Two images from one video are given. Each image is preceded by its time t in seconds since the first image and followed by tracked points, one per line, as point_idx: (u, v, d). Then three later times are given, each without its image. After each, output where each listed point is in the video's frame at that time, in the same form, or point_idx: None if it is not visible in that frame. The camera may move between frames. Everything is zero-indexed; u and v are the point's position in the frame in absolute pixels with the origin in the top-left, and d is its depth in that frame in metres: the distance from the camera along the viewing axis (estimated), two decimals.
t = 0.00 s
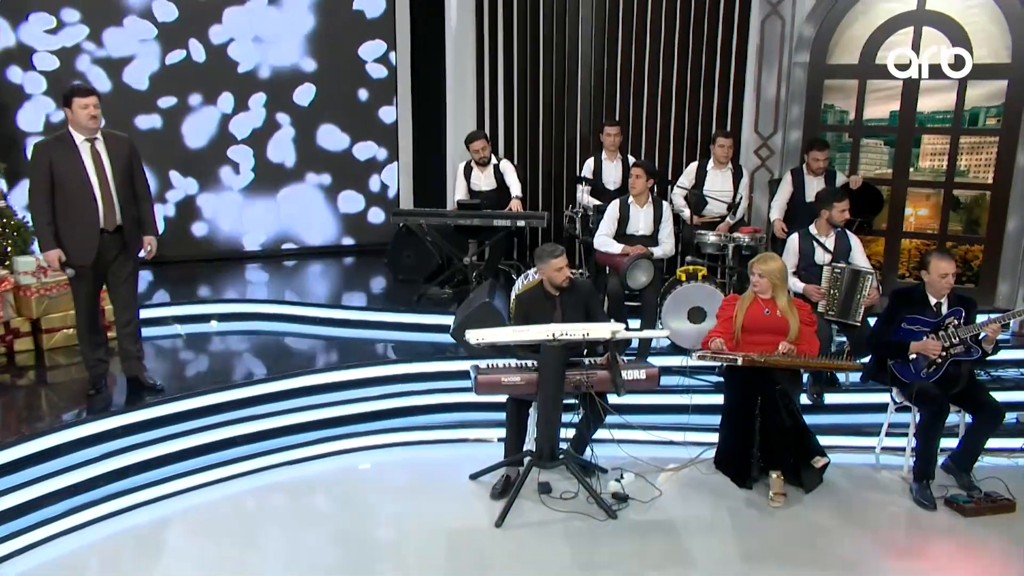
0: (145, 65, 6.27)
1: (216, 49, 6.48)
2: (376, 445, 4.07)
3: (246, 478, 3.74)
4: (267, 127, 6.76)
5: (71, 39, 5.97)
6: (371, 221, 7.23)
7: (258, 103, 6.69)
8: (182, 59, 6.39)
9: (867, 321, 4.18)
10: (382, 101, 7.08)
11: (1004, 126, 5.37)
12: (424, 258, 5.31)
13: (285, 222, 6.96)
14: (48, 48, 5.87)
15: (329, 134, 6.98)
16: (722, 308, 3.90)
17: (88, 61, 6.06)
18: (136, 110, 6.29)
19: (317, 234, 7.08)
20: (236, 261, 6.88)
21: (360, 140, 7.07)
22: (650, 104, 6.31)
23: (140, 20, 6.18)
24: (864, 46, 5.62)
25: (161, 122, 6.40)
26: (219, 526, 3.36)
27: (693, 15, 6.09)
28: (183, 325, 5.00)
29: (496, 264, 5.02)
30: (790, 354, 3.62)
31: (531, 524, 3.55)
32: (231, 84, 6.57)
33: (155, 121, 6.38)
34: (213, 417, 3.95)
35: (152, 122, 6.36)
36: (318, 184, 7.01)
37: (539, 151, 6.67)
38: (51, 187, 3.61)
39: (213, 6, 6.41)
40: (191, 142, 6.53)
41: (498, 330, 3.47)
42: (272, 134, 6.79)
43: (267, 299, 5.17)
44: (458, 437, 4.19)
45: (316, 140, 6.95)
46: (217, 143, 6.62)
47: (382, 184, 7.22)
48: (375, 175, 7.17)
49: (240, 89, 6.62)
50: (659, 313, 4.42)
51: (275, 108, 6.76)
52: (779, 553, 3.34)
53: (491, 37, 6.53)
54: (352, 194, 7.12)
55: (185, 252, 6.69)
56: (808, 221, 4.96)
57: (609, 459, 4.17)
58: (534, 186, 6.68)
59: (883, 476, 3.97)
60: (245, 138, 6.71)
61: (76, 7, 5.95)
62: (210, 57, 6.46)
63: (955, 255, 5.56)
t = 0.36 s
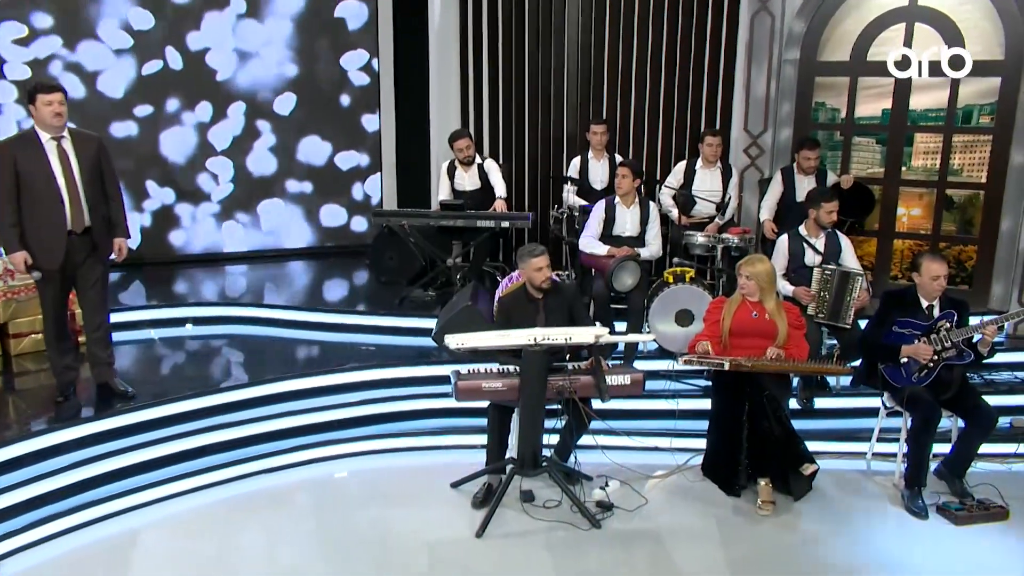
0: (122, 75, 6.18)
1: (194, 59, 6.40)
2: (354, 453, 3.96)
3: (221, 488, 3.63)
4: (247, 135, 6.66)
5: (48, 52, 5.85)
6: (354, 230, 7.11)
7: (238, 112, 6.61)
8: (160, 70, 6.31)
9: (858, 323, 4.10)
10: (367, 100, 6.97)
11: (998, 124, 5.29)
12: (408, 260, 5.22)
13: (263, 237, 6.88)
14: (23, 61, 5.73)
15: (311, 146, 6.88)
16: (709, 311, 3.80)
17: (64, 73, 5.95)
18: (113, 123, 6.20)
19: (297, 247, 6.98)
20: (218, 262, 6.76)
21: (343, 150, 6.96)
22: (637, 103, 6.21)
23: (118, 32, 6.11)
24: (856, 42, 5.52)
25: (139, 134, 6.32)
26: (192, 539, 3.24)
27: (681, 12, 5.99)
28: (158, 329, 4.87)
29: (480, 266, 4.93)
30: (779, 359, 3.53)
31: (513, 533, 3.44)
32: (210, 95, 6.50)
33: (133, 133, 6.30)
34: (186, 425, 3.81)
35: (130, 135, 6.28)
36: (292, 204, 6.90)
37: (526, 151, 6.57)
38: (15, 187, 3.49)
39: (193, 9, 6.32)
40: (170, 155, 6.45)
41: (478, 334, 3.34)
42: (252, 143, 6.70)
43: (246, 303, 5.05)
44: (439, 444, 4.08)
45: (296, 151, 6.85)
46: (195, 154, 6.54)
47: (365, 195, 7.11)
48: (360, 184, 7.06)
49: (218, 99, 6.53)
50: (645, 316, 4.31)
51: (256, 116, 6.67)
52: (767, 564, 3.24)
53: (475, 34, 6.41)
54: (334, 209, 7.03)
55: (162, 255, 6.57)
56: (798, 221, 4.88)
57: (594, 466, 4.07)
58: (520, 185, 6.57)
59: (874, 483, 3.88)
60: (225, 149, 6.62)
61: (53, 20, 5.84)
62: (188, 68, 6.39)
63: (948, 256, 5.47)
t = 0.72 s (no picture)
0: (102, 80, 6.22)
1: (167, 73, 6.44)
2: (331, 461, 3.86)
3: (192, 498, 3.52)
4: (233, 141, 6.76)
5: (27, 66, 5.92)
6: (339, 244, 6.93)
7: (218, 118, 6.68)
8: (140, 75, 6.35)
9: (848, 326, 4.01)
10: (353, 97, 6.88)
11: (992, 122, 5.20)
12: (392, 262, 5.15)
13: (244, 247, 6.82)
14: None
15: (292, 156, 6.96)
16: (696, 314, 3.70)
17: (43, 86, 5.99)
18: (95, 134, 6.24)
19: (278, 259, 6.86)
20: (199, 264, 6.65)
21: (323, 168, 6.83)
22: (625, 100, 6.11)
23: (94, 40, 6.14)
24: (847, 38, 5.44)
25: (120, 143, 6.35)
26: (161, 552, 3.13)
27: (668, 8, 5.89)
28: (130, 333, 4.77)
29: (464, 267, 4.84)
30: (767, 363, 3.43)
31: (493, 543, 3.33)
32: (192, 102, 6.56)
33: (114, 143, 6.33)
34: (158, 433, 3.67)
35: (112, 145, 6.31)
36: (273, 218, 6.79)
37: (511, 151, 6.45)
38: None
39: (174, 11, 6.33)
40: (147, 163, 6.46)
41: (459, 339, 3.20)
42: (239, 150, 6.80)
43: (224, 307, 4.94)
44: (420, 451, 3.98)
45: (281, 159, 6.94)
46: (178, 163, 6.58)
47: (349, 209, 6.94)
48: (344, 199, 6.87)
49: (200, 106, 6.60)
50: (631, 320, 4.23)
51: (242, 124, 6.75)
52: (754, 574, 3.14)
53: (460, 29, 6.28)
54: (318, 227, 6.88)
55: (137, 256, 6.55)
56: (789, 222, 4.80)
57: (578, 472, 3.97)
58: (505, 186, 6.47)
59: (865, 491, 3.78)
60: (208, 158, 6.69)
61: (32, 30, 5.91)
62: (163, 81, 6.44)
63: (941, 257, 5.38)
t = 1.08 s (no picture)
0: (81, 78, 6.15)
1: (149, 71, 6.36)
2: (313, 469, 3.78)
3: (169, 506, 3.45)
4: (218, 139, 6.66)
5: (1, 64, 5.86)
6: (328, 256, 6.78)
7: (201, 117, 6.59)
8: (120, 72, 6.27)
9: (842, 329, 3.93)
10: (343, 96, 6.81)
11: (989, 121, 5.11)
12: (379, 263, 5.09)
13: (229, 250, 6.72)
14: None
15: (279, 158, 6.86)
16: (687, 317, 3.62)
17: (19, 84, 5.93)
18: (73, 134, 6.15)
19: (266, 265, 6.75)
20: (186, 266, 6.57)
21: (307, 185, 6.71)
22: (616, 100, 6.03)
23: (72, 40, 6.09)
24: (842, 35, 5.35)
25: (100, 142, 6.26)
26: (135, 562, 3.05)
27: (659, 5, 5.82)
28: (109, 338, 4.69)
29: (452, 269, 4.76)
30: (759, 368, 3.35)
31: (476, 552, 3.25)
32: (174, 101, 6.47)
33: (93, 142, 6.24)
34: (136, 440, 3.59)
35: (91, 145, 6.23)
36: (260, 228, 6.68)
37: (501, 151, 6.36)
38: None
39: (157, 8, 6.28)
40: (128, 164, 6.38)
41: (443, 344, 3.07)
42: (223, 150, 6.70)
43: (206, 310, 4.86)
44: (404, 458, 3.90)
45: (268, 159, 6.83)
46: (160, 163, 6.50)
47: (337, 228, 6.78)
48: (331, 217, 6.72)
49: (183, 104, 6.51)
50: (621, 323, 4.14)
51: (226, 124, 6.66)
52: None
53: (449, 26, 6.17)
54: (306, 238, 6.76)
55: (118, 255, 6.47)
56: (782, 223, 4.72)
57: (564, 479, 3.89)
58: (494, 187, 6.38)
59: (859, 498, 3.69)
60: (192, 158, 6.60)
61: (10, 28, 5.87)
62: (144, 79, 6.35)
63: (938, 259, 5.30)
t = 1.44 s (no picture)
0: (68, 76, 6.04)
1: (138, 69, 6.26)
2: (300, 475, 3.73)
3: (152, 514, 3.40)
4: (208, 139, 6.53)
5: None
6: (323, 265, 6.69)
7: (191, 116, 6.47)
8: (109, 70, 6.17)
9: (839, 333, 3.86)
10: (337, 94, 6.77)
11: (991, 121, 5.02)
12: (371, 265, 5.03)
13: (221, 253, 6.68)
14: None
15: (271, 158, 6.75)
16: (681, 320, 3.53)
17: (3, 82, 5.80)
18: (58, 133, 6.01)
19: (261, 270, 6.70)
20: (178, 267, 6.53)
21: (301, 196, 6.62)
22: (613, 98, 5.95)
23: (60, 37, 6.00)
24: (842, 32, 5.27)
25: (87, 142, 6.13)
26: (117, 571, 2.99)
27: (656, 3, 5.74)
28: (94, 341, 4.63)
29: (444, 271, 4.70)
30: (754, 373, 3.28)
31: (464, 561, 3.18)
32: (162, 99, 6.36)
33: (80, 142, 6.11)
34: (119, 446, 3.53)
35: (77, 145, 6.10)
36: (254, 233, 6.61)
37: (495, 150, 6.29)
38: None
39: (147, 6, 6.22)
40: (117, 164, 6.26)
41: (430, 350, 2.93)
42: (213, 150, 6.57)
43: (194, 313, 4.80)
44: (393, 464, 3.83)
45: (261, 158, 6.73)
46: (148, 163, 6.37)
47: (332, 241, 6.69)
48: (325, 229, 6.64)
49: (173, 103, 6.41)
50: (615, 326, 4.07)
51: (216, 123, 6.54)
52: None
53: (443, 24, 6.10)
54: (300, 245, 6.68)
55: (108, 256, 6.46)
56: (780, 224, 4.65)
57: (556, 485, 3.83)
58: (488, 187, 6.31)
59: (857, 506, 3.62)
60: (182, 158, 6.47)
61: None
62: (133, 77, 6.25)
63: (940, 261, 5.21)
